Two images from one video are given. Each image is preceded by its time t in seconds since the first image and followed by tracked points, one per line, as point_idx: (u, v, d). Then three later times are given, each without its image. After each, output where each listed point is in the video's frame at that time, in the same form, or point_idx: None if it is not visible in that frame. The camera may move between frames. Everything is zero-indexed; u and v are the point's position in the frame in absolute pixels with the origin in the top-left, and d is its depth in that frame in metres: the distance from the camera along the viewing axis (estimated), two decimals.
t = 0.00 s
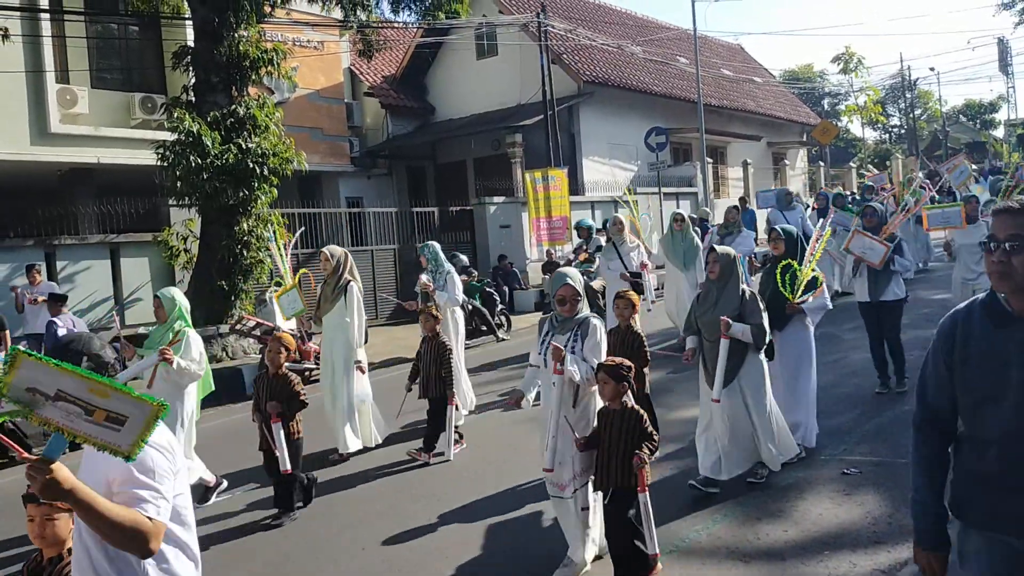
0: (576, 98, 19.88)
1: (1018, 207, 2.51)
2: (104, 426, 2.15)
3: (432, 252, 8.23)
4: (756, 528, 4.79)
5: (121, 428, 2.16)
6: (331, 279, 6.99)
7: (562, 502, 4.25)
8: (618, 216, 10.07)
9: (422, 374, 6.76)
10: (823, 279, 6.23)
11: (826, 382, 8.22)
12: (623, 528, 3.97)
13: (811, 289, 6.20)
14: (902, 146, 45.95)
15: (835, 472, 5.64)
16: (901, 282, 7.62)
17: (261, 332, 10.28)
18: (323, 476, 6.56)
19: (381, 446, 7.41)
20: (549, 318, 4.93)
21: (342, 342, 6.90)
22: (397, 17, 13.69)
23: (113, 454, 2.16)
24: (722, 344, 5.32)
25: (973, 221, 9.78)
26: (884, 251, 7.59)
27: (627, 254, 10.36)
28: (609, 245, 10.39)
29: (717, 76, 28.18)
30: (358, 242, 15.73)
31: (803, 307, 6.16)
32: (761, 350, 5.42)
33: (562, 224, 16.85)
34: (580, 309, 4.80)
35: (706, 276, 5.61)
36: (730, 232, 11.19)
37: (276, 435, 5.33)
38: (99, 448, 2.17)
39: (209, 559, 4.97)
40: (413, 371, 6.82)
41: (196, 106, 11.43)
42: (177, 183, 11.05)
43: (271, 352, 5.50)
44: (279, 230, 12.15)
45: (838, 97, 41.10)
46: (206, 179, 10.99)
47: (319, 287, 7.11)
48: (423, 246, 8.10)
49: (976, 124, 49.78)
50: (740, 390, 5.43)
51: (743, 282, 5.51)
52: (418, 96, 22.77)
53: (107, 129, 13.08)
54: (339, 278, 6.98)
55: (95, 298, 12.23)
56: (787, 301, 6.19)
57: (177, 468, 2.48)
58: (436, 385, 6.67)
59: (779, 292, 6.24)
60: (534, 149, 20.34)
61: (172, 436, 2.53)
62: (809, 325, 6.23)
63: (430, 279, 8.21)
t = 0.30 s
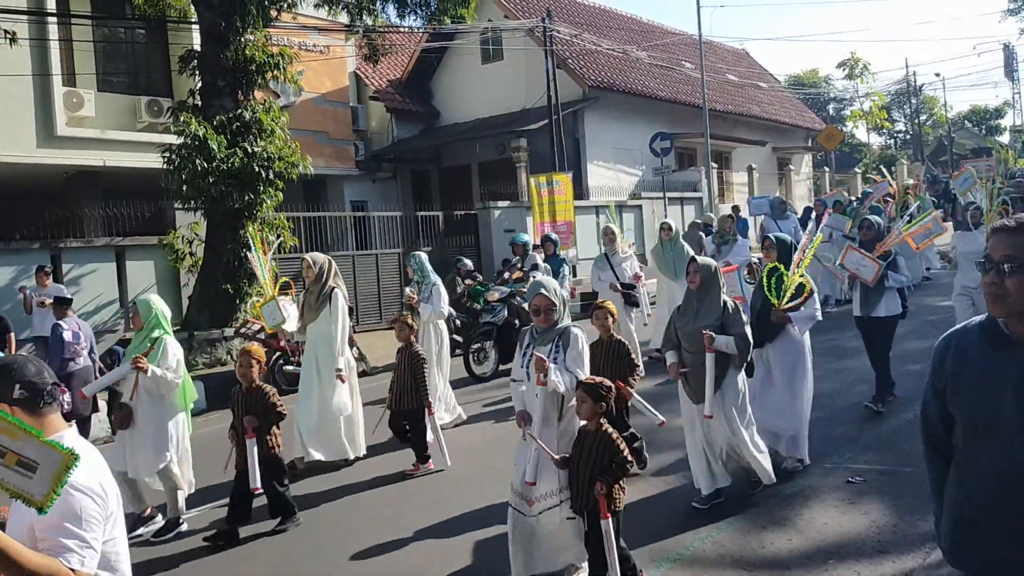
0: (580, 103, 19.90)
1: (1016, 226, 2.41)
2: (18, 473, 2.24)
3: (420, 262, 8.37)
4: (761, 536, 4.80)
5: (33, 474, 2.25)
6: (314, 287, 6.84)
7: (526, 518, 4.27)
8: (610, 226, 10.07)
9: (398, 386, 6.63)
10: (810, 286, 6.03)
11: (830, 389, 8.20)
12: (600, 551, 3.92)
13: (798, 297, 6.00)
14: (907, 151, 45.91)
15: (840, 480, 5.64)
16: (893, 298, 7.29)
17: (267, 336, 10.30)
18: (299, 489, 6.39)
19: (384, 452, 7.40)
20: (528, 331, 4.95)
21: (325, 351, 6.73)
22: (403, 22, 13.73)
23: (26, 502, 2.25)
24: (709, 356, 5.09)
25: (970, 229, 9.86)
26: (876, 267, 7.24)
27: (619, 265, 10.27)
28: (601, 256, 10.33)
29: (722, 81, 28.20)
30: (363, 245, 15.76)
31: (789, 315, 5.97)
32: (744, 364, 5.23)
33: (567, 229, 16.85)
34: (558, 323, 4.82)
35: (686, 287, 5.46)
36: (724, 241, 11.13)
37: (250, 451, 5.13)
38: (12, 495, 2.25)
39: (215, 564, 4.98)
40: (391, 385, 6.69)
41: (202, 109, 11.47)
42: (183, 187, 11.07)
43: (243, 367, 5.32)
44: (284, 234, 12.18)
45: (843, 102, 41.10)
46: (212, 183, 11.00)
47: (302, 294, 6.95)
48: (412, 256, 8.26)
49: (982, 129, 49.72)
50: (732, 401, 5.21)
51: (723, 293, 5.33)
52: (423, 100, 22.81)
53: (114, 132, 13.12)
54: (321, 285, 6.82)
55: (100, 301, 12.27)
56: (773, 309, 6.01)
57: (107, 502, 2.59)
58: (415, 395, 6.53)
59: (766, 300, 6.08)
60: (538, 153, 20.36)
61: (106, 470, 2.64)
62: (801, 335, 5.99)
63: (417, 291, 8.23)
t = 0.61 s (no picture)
0: (581, 104, 19.91)
1: (985, 251, 2.15)
2: None
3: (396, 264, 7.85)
4: (760, 542, 4.80)
5: None
6: (283, 293, 6.49)
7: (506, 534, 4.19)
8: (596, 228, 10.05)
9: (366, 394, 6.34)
10: (788, 294, 5.83)
11: (829, 393, 8.20)
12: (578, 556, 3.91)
13: (775, 305, 5.86)
14: (907, 153, 45.93)
15: (840, 485, 5.63)
16: (883, 305, 7.13)
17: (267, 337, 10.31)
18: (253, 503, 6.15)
19: (378, 453, 7.37)
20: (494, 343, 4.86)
21: (294, 361, 6.39)
22: (404, 22, 13.72)
23: None
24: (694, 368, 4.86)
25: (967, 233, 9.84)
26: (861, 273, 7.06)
27: (605, 268, 10.17)
28: (586, 258, 10.25)
29: (723, 82, 28.20)
30: (363, 245, 15.77)
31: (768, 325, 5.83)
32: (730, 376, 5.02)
33: (567, 230, 16.84)
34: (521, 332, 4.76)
35: (670, 295, 5.24)
36: (715, 245, 11.05)
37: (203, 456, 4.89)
38: None
39: (218, 565, 5.00)
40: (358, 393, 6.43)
41: (203, 109, 11.47)
42: (183, 186, 11.08)
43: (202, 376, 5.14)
44: (284, 234, 12.17)
45: (844, 104, 41.14)
46: (212, 183, 11.02)
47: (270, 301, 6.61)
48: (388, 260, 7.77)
49: (982, 131, 49.76)
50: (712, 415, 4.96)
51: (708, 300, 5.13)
52: (424, 100, 22.81)
53: (115, 130, 13.12)
54: (290, 292, 6.47)
55: (100, 300, 12.27)
56: (750, 317, 5.89)
57: (32, 524, 2.59)
58: (385, 404, 6.27)
59: (743, 312, 5.95)
60: (539, 154, 20.37)
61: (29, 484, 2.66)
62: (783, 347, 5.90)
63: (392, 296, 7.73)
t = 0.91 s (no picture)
0: (572, 104, 19.91)
1: (951, 265, 2.09)
2: None
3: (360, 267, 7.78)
4: (748, 544, 4.80)
5: None
6: (243, 294, 6.30)
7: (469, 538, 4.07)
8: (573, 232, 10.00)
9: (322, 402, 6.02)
10: (744, 298, 5.66)
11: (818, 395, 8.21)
12: None
13: (733, 309, 5.71)
14: (896, 154, 46.11)
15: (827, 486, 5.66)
16: (864, 311, 7.05)
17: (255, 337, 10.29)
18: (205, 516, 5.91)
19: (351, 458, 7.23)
20: (453, 349, 4.83)
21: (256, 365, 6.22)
22: (395, 21, 13.67)
23: None
24: (659, 382, 4.77)
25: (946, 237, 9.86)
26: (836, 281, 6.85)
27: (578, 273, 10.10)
28: (559, 263, 10.17)
29: (714, 82, 28.24)
30: (353, 244, 15.72)
31: (725, 329, 5.69)
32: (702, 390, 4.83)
33: (558, 229, 16.85)
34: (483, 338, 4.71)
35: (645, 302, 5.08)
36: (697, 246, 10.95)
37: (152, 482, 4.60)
38: None
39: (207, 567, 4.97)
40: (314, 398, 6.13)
41: (192, 107, 11.41)
42: (172, 184, 11.03)
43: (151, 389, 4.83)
44: (273, 233, 12.12)
45: (834, 105, 41.30)
46: (201, 181, 10.98)
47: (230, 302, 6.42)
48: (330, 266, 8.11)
49: (971, 132, 49.96)
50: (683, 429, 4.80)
51: (682, 309, 4.97)
52: (414, 98, 22.76)
53: (103, 128, 13.04)
54: (251, 293, 6.30)
55: (87, 299, 12.20)
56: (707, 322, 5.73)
57: None
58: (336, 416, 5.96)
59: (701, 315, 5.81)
60: (529, 154, 20.35)
61: None
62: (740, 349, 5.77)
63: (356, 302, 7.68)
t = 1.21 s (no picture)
0: (557, 106, 19.91)
1: (921, 288, 2.05)
2: None
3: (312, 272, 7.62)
4: (731, 548, 4.79)
5: None
6: (197, 305, 6.06)
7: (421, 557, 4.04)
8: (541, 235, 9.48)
9: (270, 414, 5.84)
10: (716, 308, 5.62)
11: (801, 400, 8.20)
12: None
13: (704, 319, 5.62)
14: (879, 159, 46.38)
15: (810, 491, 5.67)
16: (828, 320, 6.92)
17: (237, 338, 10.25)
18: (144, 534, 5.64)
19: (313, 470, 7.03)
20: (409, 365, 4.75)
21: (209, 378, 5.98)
22: (380, 21, 13.64)
23: None
24: (617, 390, 4.68)
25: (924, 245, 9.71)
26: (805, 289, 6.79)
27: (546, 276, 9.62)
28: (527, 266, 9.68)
29: (699, 87, 28.34)
30: (336, 246, 15.64)
31: (697, 338, 5.55)
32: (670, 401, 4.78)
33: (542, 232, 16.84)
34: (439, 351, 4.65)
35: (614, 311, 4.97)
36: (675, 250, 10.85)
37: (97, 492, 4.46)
38: None
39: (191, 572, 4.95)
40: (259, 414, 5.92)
41: (174, 106, 11.32)
42: (153, 184, 10.92)
43: (87, 401, 4.77)
44: (255, 234, 12.06)
45: (817, 110, 41.54)
46: (183, 181, 10.88)
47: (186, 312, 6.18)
48: (238, 275, 7.86)
49: (952, 139, 50.36)
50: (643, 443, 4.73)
51: (649, 320, 4.83)
52: (399, 99, 22.71)
53: (84, 127, 12.93)
54: (205, 304, 6.05)
55: (68, 299, 12.09)
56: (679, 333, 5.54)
57: None
58: (282, 432, 5.77)
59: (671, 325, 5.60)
60: (515, 156, 20.34)
61: None
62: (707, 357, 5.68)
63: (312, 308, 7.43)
